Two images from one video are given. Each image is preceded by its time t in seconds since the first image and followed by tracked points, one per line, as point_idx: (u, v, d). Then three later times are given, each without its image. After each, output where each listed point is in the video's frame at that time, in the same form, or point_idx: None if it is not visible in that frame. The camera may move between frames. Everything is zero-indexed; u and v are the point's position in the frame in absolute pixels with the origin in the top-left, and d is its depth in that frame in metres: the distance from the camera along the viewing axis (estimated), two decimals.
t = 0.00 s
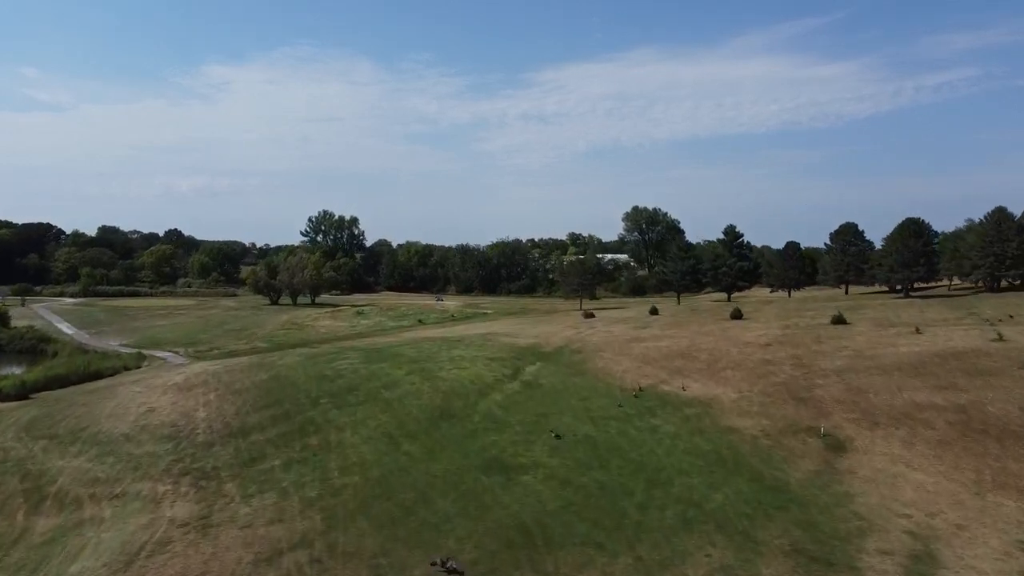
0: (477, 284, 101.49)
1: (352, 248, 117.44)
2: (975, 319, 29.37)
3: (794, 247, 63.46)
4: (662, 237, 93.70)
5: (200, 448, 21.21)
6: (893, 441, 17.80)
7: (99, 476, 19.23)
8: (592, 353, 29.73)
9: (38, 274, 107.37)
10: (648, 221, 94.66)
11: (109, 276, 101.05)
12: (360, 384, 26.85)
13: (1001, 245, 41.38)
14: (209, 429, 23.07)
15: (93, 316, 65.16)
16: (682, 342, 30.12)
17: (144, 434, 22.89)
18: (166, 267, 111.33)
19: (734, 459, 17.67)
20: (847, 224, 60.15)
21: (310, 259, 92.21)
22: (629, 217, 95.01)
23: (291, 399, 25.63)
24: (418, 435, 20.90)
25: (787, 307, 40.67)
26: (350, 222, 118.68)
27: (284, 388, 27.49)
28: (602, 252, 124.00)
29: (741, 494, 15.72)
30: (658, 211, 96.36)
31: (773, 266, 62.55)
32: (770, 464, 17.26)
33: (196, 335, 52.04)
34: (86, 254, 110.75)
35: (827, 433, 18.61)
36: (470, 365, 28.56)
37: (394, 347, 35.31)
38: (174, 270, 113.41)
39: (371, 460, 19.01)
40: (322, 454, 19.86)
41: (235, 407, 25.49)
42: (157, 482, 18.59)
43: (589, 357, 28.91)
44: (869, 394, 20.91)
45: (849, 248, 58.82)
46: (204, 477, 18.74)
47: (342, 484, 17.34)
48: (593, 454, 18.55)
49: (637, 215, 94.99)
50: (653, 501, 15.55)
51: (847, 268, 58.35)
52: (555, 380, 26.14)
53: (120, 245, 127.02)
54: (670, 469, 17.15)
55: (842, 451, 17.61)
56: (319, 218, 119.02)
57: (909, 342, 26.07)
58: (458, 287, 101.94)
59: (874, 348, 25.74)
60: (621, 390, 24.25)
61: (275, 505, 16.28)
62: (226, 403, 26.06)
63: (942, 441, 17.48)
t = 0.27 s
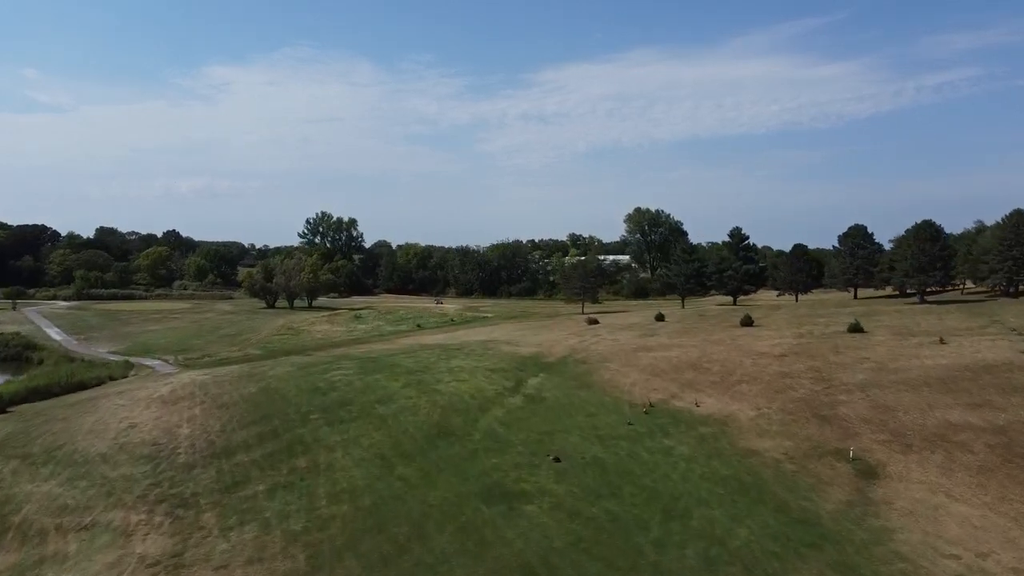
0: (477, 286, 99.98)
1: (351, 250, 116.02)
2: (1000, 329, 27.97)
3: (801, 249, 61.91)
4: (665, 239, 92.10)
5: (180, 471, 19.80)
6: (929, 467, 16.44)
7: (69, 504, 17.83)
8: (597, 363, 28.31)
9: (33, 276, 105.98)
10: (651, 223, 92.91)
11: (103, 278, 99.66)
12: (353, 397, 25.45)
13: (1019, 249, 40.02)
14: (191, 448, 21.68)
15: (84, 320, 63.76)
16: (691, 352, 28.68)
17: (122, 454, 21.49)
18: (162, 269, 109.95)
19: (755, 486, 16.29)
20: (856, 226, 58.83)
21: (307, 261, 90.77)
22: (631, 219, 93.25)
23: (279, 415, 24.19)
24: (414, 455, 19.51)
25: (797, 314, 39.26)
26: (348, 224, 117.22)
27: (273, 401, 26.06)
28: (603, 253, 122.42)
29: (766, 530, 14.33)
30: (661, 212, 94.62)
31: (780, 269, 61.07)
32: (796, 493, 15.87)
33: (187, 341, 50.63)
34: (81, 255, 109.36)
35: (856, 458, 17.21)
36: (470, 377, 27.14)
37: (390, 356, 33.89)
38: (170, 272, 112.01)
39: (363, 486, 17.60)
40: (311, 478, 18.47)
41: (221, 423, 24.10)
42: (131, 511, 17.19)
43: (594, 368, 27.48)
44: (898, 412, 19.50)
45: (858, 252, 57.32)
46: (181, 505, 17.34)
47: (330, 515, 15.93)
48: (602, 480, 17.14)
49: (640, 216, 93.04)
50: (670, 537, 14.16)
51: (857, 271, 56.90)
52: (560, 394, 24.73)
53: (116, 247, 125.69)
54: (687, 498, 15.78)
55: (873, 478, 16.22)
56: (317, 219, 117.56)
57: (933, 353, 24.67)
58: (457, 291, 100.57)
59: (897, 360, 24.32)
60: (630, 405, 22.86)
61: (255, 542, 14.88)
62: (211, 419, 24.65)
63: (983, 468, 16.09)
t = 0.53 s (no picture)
0: (477, 287, 98.69)
1: (349, 251, 114.61)
2: None
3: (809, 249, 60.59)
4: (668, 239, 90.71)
5: (157, 488, 18.36)
6: (974, 487, 15.05)
7: (34, 526, 16.41)
8: (604, 369, 26.88)
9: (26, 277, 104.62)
10: (653, 223, 91.55)
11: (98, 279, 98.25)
12: (346, 406, 24.02)
13: None
14: (172, 462, 20.26)
15: (75, 323, 62.34)
16: (703, 357, 27.26)
17: (98, 469, 20.08)
18: (158, 270, 108.53)
19: (784, 509, 14.89)
20: (866, 226, 57.51)
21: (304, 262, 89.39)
22: (634, 218, 91.92)
23: (267, 425, 22.76)
24: (410, 471, 18.09)
25: (810, 316, 37.84)
26: (347, 224, 115.82)
27: (261, 410, 24.63)
28: (604, 253, 120.91)
29: (799, 560, 12.93)
30: (664, 212, 93.28)
31: (787, 269, 59.65)
32: (829, 516, 14.46)
33: (179, 344, 49.23)
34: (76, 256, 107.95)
35: (892, 476, 15.79)
36: (470, 383, 25.70)
37: (387, 361, 32.47)
38: (166, 272, 110.63)
39: (353, 506, 16.18)
40: (298, 496, 17.05)
41: (205, 433, 22.68)
42: (100, 535, 15.77)
43: (601, 374, 26.06)
44: (932, 424, 18.08)
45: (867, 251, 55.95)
46: (156, 528, 15.91)
47: (317, 542, 14.51)
48: (615, 500, 15.72)
49: (642, 216, 91.80)
50: (693, 569, 12.76)
51: (867, 271, 55.49)
52: (565, 402, 23.32)
53: (112, 248, 124.29)
54: (710, 522, 14.36)
55: (913, 500, 14.80)
56: (315, 219, 116.15)
57: (963, 359, 23.24)
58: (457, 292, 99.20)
59: (924, 366, 22.90)
60: (641, 415, 21.45)
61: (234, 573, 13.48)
62: (195, 429, 23.21)
63: None
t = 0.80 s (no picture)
0: (477, 288, 97.48)
1: (348, 251, 113.33)
2: None
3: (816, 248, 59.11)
4: (672, 238, 89.24)
5: (132, 505, 16.94)
6: None
7: None
8: (612, 374, 25.47)
9: (21, 277, 103.28)
10: (656, 222, 90.09)
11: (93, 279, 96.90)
12: (338, 414, 22.62)
13: None
14: (151, 476, 18.87)
15: (66, 324, 60.96)
16: (716, 362, 25.85)
17: (70, 483, 18.65)
18: (154, 270, 107.22)
19: (818, 533, 13.50)
20: (876, 224, 56.09)
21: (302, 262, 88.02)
22: (636, 218, 90.55)
23: (254, 435, 21.35)
24: (406, 488, 16.67)
25: (823, 318, 36.42)
26: (346, 224, 114.50)
27: (249, 418, 23.23)
28: (606, 254, 119.44)
29: None
30: (667, 211, 91.84)
31: (795, 269, 58.25)
32: (869, 542, 13.08)
33: (171, 346, 47.84)
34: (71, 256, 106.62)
35: (935, 496, 14.39)
36: (470, 389, 24.26)
37: (383, 365, 31.06)
38: (163, 273, 109.30)
39: (344, 528, 14.76)
40: (283, 516, 15.62)
41: (188, 444, 21.28)
42: (65, 559, 14.36)
43: (609, 380, 24.65)
44: (973, 436, 16.67)
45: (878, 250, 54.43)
46: (128, 552, 14.52)
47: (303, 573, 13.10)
48: (631, 523, 14.32)
49: (645, 215, 90.46)
50: None
51: (877, 271, 54.12)
52: (572, 410, 21.92)
53: (108, 248, 123.04)
54: (737, 550, 13.04)
55: (962, 523, 13.41)
56: (313, 219, 114.77)
57: (996, 364, 21.83)
58: (457, 292, 97.86)
59: (956, 372, 21.48)
60: (654, 424, 20.04)
61: None
62: (177, 440, 21.78)
63: None
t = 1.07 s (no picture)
0: (477, 288, 96.13)
1: (347, 251, 111.89)
2: None
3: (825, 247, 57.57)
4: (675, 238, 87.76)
5: (100, 527, 15.51)
6: None
7: None
8: (620, 380, 24.03)
9: (15, 277, 101.86)
10: (659, 221, 88.55)
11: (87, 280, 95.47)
12: (329, 425, 21.18)
13: None
14: (123, 493, 17.46)
15: (56, 325, 59.51)
16: (730, 368, 24.40)
17: (37, 502, 17.22)
18: (150, 271, 105.78)
19: (858, 564, 12.09)
20: (887, 222, 54.58)
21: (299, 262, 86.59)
22: (639, 217, 89.02)
23: (238, 448, 19.92)
24: (399, 509, 15.25)
25: (838, 320, 34.96)
26: (344, 224, 113.03)
27: (234, 428, 21.79)
28: (608, 254, 117.93)
29: None
30: (670, 209, 90.31)
31: (803, 269, 56.78)
32: None
33: (162, 349, 46.40)
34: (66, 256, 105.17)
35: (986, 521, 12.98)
36: (470, 397, 22.83)
37: (379, 370, 29.61)
38: (160, 273, 107.89)
39: (329, 557, 13.34)
40: (264, 542, 14.21)
41: (167, 457, 19.85)
42: None
43: (617, 387, 23.21)
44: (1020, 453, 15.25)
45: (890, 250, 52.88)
46: None
47: None
48: (648, 551, 12.90)
49: (648, 214, 88.92)
50: None
51: (888, 271, 52.69)
52: (579, 420, 20.48)
53: (103, 249, 121.61)
54: None
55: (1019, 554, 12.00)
56: (312, 219, 113.30)
57: None
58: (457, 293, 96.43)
59: (990, 380, 20.07)
60: (667, 436, 18.61)
61: None
62: (156, 452, 20.36)
63: None
